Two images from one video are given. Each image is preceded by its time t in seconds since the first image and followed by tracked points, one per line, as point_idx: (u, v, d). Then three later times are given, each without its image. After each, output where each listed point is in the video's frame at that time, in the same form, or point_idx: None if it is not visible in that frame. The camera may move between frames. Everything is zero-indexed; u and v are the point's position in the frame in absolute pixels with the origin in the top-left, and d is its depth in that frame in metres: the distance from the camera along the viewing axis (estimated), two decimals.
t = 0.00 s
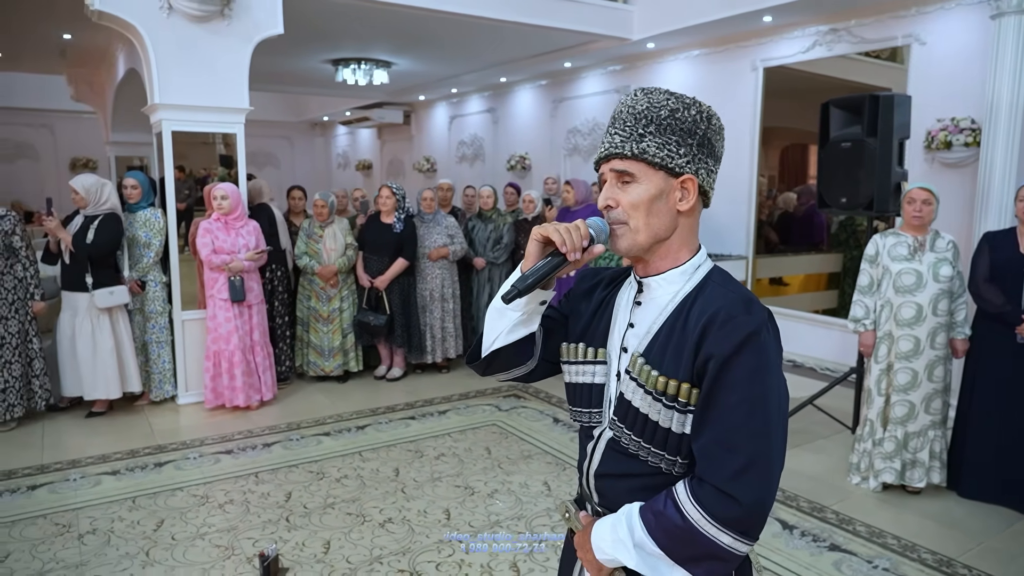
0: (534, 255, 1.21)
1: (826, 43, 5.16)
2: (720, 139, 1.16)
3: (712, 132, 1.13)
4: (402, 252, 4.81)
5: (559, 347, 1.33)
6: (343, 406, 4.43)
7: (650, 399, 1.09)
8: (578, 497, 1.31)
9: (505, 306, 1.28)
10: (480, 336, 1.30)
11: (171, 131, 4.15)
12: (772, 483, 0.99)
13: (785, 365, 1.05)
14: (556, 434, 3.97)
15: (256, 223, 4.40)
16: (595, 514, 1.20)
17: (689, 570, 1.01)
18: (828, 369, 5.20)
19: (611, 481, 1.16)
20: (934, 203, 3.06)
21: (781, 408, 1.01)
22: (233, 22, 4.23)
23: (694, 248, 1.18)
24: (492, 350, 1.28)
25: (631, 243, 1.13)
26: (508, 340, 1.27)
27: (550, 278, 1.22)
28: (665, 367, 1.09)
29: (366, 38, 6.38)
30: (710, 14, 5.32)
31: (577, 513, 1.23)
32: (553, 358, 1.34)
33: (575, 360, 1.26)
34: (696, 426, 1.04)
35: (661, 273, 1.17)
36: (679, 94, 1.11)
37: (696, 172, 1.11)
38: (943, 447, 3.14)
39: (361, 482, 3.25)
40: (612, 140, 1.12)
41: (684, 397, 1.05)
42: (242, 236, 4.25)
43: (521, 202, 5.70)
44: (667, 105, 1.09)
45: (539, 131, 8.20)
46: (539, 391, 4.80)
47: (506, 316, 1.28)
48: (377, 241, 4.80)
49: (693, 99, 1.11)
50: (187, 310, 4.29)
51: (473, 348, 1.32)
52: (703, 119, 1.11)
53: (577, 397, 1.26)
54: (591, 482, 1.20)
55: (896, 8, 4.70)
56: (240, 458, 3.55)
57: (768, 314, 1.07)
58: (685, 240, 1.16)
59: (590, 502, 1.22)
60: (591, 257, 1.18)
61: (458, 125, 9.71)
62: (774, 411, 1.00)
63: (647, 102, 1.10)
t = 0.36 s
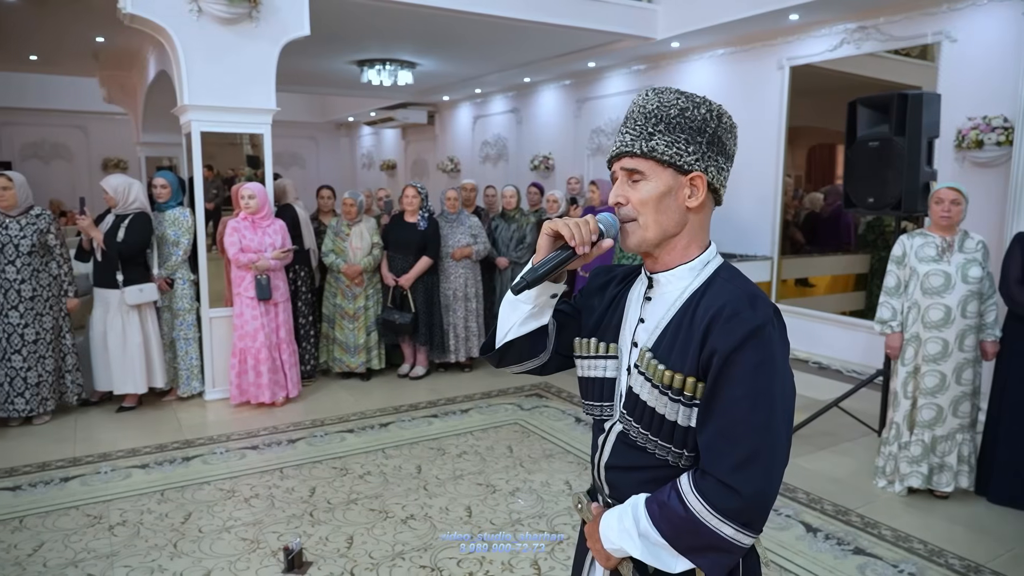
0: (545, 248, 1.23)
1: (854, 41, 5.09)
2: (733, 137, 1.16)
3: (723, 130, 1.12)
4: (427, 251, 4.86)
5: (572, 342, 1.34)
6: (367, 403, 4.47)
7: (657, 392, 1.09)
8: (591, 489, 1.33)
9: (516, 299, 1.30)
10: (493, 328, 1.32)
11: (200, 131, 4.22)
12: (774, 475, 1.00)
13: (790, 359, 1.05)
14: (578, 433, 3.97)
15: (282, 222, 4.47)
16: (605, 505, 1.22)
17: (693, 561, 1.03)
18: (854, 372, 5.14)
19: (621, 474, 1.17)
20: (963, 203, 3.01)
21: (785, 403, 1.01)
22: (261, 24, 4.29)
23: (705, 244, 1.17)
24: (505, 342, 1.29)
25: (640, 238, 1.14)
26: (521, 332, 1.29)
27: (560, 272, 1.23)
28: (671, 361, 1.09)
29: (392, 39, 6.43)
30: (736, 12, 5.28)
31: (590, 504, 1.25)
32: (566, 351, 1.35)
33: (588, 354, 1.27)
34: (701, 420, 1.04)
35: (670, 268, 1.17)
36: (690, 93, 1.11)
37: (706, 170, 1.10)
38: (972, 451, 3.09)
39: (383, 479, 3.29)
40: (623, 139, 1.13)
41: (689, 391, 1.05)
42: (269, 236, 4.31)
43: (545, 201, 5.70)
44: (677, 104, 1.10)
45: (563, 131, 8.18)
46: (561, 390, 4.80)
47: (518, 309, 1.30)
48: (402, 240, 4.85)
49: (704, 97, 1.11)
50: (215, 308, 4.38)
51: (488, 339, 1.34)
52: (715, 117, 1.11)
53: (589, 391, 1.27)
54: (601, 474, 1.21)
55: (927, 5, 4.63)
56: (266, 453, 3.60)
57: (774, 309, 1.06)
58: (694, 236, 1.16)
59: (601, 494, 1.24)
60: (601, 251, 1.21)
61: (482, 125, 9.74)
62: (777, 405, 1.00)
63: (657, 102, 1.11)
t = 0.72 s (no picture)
0: (547, 247, 1.23)
1: (876, 39, 5.04)
2: (726, 137, 1.17)
3: (716, 129, 1.13)
4: (446, 250, 4.90)
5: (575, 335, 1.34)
6: (385, 402, 4.50)
7: (653, 382, 1.11)
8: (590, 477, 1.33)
9: (519, 294, 1.31)
10: (498, 323, 1.33)
11: (222, 132, 4.28)
12: (764, 461, 1.01)
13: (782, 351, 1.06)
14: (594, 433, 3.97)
15: (302, 222, 4.51)
16: (605, 492, 1.23)
17: (686, 544, 1.05)
18: (875, 373, 5.08)
19: (620, 462, 1.18)
20: (985, 204, 2.97)
21: (775, 393, 1.02)
22: (281, 26, 4.34)
23: (700, 240, 1.18)
24: (510, 337, 1.31)
25: (638, 236, 1.15)
26: (525, 327, 1.30)
27: (561, 268, 1.24)
28: (666, 352, 1.11)
29: (410, 40, 6.47)
30: (755, 11, 5.24)
31: (590, 491, 1.25)
32: (569, 345, 1.36)
33: (589, 348, 1.28)
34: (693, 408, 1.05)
35: (666, 264, 1.18)
36: (682, 96, 1.12)
37: (699, 169, 1.11)
38: (995, 454, 3.04)
39: (401, 477, 3.31)
40: (618, 141, 1.14)
41: (683, 380, 1.07)
42: (289, 235, 4.35)
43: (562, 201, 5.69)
44: (670, 107, 1.11)
45: (581, 131, 8.17)
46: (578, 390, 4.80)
47: (522, 304, 1.31)
48: (422, 239, 4.88)
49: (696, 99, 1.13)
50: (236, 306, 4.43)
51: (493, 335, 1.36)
52: (707, 118, 1.12)
53: (590, 383, 1.28)
54: (601, 461, 1.22)
55: (951, 3, 4.57)
56: (285, 450, 3.64)
57: (766, 302, 1.07)
58: (690, 233, 1.17)
59: (601, 481, 1.24)
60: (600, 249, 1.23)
61: (500, 125, 9.76)
62: (768, 394, 1.01)
63: (651, 106, 1.12)
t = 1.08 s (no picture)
0: (534, 246, 1.24)
1: (881, 39, 5.03)
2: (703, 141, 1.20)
3: (694, 133, 1.16)
4: (451, 250, 4.90)
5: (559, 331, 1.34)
6: (389, 401, 4.51)
7: (637, 373, 1.13)
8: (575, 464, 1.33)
9: (506, 292, 1.31)
10: (486, 320, 1.33)
11: (227, 131, 4.29)
12: (744, 447, 1.05)
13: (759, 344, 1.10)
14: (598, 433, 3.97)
15: (306, 221, 4.52)
16: (591, 478, 1.24)
17: (673, 525, 1.08)
18: (880, 373, 5.07)
19: (607, 450, 1.20)
20: (991, 204, 2.97)
21: (753, 383, 1.06)
22: (286, 26, 4.35)
23: (679, 238, 1.21)
24: (498, 333, 1.31)
25: (621, 235, 1.18)
26: (513, 323, 1.30)
27: (548, 267, 1.26)
28: (649, 345, 1.14)
29: (415, 40, 6.47)
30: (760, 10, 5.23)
31: (576, 478, 1.25)
32: (554, 340, 1.36)
33: (573, 342, 1.28)
34: (677, 397, 1.08)
35: (647, 261, 1.21)
36: (661, 101, 1.15)
37: (678, 171, 1.14)
38: (1001, 454, 3.03)
39: (405, 476, 3.32)
40: (601, 144, 1.17)
41: (666, 372, 1.10)
42: (294, 235, 4.37)
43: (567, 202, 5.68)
44: (650, 112, 1.14)
45: (586, 131, 8.16)
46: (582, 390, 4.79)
47: (509, 302, 1.31)
48: (427, 239, 4.90)
49: (675, 104, 1.16)
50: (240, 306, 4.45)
51: (482, 332, 1.36)
52: (684, 122, 1.15)
53: (574, 376, 1.28)
54: (588, 449, 1.23)
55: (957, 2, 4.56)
56: (290, 450, 3.65)
57: (743, 297, 1.11)
58: (670, 232, 1.19)
59: (587, 468, 1.25)
60: (585, 249, 1.24)
61: (505, 125, 9.76)
62: (747, 384, 1.05)
63: (631, 110, 1.15)
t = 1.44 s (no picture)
0: (533, 241, 1.25)
1: (884, 38, 5.02)
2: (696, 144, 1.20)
3: (687, 136, 1.17)
4: (453, 250, 4.90)
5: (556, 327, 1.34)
6: (391, 401, 4.51)
7: (631, 365, 1.13)
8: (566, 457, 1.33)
9: (505, 285, 1.31)
10: (484, 314, 1.33)
11: (228, 131, 4.29)
12: (735, 438, 1.05)
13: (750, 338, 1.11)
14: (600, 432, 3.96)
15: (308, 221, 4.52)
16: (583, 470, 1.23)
17: (664, 515, 1.08)
18: (882, 373, 5.07)
19: (600, 442, 1.19)
20: (991, 203, 2.96)
21: (745, 376, 1.06)
22: (288, 25, 4.35)
23: (673, 237, 1.21)
24: (497, 326, 1.30)
25: (616, 234, 1.18)
26: (511, 316, 1.30)
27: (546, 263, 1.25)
28: (641, 338, 1.13)
29: (417, 39, 6.47)
30: (762, 10, 5.22)
31: (564, 468, 1.23)
32: (551, 335, 1.36)
33: (568, 337, 1.29)
34: (670, 389, 1.08)
35: (641, 259, 1.20)
36: (656, 104, 1.16)
37: (673, 171, 1.14)
38: (1004, 454, 3.02)
39: (408, 476, 3.32)
40: (597, 145, 1.17)
41: (659, 363, 1.10)
42: (295, 235, 4.36)
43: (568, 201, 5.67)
44: (646, 114, 1.14)
45: (588, 131, 8.15)
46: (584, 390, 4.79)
47: (508, 295, 1.31)
48: (429, 240, 4.90)
49: (669, 108, 1.16)
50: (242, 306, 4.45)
51: (480, 327, 1.36)
52: (678, 125, 1.15)
53: (569, 369, 1.28)
54: (581, 441, 1.23)
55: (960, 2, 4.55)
56: (292, 450, 3.65)
57: (734, 292, 1.11)
58: (665, 230, 1.19)
59: (580, 459, 1.25)
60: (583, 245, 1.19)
61: (506, 124, 9.75)
62: (740, 377, 1.05)
63: (628, 112, 1.15)
